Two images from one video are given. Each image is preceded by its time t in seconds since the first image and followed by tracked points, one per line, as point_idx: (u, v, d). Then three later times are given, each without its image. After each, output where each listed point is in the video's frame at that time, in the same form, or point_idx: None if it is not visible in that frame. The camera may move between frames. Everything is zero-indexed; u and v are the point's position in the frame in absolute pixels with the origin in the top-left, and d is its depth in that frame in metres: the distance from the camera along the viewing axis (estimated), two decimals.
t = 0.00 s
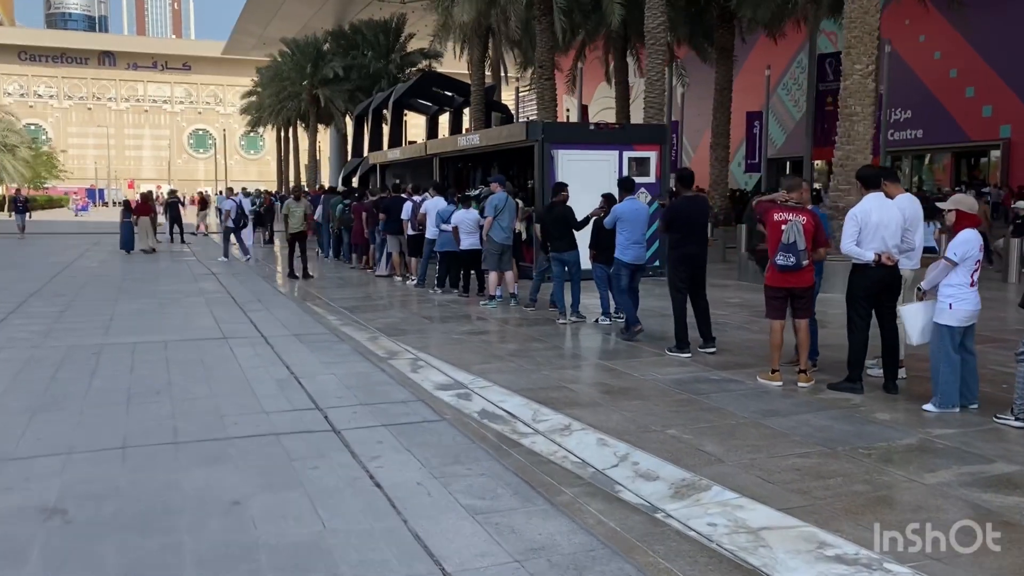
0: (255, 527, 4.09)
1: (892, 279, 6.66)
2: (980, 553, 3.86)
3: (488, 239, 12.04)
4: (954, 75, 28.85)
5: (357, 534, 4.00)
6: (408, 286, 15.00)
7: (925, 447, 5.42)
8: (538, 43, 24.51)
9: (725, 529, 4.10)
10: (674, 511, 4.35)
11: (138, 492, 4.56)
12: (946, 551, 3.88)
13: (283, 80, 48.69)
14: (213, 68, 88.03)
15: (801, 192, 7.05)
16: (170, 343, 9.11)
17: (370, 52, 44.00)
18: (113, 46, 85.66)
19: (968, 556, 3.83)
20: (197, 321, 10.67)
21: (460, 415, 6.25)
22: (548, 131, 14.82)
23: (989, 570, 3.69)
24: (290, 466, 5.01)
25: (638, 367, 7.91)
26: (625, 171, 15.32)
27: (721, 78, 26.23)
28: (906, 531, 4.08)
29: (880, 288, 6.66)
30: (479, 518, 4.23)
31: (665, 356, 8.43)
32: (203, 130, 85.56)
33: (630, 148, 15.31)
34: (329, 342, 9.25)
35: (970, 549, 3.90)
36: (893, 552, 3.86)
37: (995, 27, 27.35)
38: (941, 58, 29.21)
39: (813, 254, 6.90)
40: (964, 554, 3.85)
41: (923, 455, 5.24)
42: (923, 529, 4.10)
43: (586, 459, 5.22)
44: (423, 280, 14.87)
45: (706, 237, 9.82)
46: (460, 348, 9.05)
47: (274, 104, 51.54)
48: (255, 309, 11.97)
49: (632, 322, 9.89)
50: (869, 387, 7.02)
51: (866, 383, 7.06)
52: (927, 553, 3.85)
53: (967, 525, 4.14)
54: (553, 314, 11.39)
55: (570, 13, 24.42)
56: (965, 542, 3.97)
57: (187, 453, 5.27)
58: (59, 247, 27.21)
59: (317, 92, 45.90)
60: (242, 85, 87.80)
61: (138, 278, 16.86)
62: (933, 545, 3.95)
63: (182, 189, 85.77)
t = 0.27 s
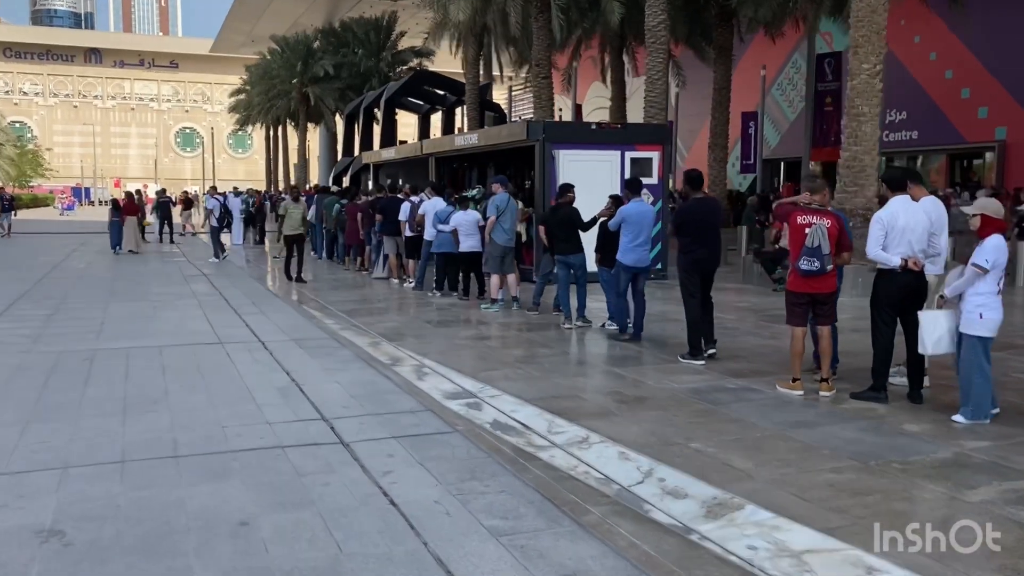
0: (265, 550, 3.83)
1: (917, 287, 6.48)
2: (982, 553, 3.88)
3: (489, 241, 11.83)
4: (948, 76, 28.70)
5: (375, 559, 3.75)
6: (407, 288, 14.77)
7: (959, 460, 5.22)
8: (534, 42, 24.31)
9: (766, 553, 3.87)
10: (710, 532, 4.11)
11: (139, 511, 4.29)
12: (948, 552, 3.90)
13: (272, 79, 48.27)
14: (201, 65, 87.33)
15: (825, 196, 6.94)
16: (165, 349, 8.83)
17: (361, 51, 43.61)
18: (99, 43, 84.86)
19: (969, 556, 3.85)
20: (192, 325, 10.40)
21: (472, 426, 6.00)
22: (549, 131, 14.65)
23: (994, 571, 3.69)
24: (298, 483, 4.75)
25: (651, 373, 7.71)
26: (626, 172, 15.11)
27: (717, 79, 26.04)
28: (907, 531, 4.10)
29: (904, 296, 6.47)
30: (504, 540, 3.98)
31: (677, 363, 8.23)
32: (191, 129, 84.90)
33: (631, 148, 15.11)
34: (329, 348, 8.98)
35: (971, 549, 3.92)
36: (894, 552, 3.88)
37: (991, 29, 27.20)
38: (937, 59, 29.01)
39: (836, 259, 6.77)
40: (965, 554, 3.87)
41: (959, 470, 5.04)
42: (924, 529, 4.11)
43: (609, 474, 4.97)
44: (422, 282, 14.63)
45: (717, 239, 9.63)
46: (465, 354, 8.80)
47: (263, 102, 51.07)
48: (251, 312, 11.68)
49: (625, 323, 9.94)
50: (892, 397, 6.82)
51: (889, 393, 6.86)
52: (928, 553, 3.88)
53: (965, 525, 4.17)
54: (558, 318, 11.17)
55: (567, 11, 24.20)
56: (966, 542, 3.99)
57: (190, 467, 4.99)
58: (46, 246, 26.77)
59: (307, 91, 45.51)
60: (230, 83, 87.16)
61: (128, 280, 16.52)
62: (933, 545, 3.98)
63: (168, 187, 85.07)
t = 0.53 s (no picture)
0: (276, 570, 3.62)
1: (938, 290, 6.30)
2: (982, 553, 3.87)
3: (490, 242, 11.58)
4: (940, 80, 28.58)
5: None
6: (405, 289, 14.52)
7: (990, 470, 5.04)
8: (530, 42, 24.06)
9: (803, 571, 3.68)
10: (742, 549, 3.91)
11: (140, 528, 4.07)
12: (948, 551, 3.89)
13: (265, 79, 48.00)
14: (193, 66, 86.83)
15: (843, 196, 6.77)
16: (161, 352, 8.57)
17: (354, 52, 43.32)
18: (90, 43, 84.31)
19: (970, 556, 3.84)
20: (188, 327, 10.14)
21: (483, 434, 5.78)
22: (549, 132, 14.40)
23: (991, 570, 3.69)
24: (306, 495, 4.53)
25: (663, 378, 7.49)
26: (627, 174, 14.89)
27: (715, 81, 25.86)
28: (906, 531, 4.10)
29: (925, 300, 6.28)
30: (527, 558, 3.78)
31: (688, 367, 8.02)
32: (183, 129, 84.41)
33: (632, 149, 14.90)
34: (330, 351, 8.75)
35: (970, 549, 3.92)
36: (895, 552, 3.87)
37: (984, 32, 27.10)
38: (929, 63, 28.89)
39: (856, 262, 6.59)
40: (965, 554, 3.86)
41: (990, 480, 4.85)
42: (923, 529, 4.11)
43: (630, 485, 4.76)
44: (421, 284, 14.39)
45: (728, 240, 9.49)
46: (469, 357, 8.58)
47: (257, 103, 50.71)
48: (247, 314, 11.44)
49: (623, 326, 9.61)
50: (912, 403, 6.63)
51: (909, 399, 6.66)
52: (927, 553, 3.87)
53: (964, 525, 4.16)
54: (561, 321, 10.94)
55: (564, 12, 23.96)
56: (965, 541, 3.99)
57: (192, 479, 4.76)
58: (36, 247, 26.42)
59: (300, 91, 45.24)
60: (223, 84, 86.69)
61: (121, 281, 16.24)
62: (933, 545, 3.97)
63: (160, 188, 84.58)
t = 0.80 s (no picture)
0: None
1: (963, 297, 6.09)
2: (980, 553, 3.92)
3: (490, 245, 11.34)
4: (934, 83, 28.40)
5: None
6: (404, 293, 14.27)
7: None
8: (528, 43, 23.93)
9: None
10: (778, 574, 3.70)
11: (137, 551, 3.82)
12: (944, 551, 3.94)
13: (259, 80, 47.73)
14: (185, 68, 86.34)
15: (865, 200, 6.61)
16: (156, 360, 8.30)
17: (348, 53, 43.05)
18: (82, 44, 83.77)
19: (969, 556, 3.88)
20: (183, 333, 9.87)
21: (494, 447, 5.55)
22: (550, 133, 14.17)
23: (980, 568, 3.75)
24: (313, 515, 4.29)
25: (676, 386, 7.28)
26: (629, 176, 14.71)
27: (714, 83, 25.68)
28: (906, 531, 4.15)
29: (950, 308, 6.08)
30: None
31: (700, 375, 7.79)
32: (174, 130, 83.89)
33: (634, 151, 14.70)
34: (331, 358, 8.50)
35: (971, 550, 3.95)
36: (895, 551, 3.91)
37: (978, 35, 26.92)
38: (923, 66, 28.71)
39: (877, 268, 6.42)
40: (963, 554, 3.91)
41: None
42: (922, 529, 4.17)
43: (653, 504, 4.53)
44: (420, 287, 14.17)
45: (735, 243, 9.45)
46: (474, 364, 8.34)
47: (249, 103, 50.32)
48: (244, 319, 11.18)
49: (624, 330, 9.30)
50: (935, 413, 6.41)
51: (932, 410, 6.45)
52: (926, 552, 3.92)
53: (965, 527, 4.20)
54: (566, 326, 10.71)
55: (563, 12, 23.78)
56: (964, 541, 4.04)
57: (191, 497, 4.52)
58: (26, 249, 26.04)
59: (294, 93, 45.10)
60: (215, 85, 86.22)
61: (113, 284, 15.94)
62: (933, 545, 4.00)
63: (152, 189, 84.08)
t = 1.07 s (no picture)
0: None
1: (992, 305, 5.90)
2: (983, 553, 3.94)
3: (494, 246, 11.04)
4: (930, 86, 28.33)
5: None
6: (404, 297, 14.02)
7: None
8: (527, 44, 23.83)
9: None
10: None
11: None
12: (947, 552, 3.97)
13: (252, 80, 47.44)
14: (176, 68, 85.83)
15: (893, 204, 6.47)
16: (155, 367, 8.03)
17: (341, 53, 42.79)
18: (73, 44, 83.20)
19: (969, 555, 3.92)
20: (180, 339, 9.60)
21: (511, 461, 5.30)
22: (554, 134, 13.97)
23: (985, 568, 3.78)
24: (327, 537, 4.04)
25: (692, 396, 7.04)
26: (633, 178, 14.52)
27: (713, 85, 25.52)
28: (907, 530, 4.19)
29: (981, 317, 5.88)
30: None
31: (716, 384, 7.55)
32: (166, 131, 83.44)
33: (639, 153, 14.52)
34: (335, 367, 8.24)
35: (971, 549, 4.00)
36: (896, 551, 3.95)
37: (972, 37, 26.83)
38: (919, 70, 28.66)
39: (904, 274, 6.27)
40: (964, 553, 3.95)
41: None
42: (924, 529, 4.20)
43: (686, 524, 4.30)
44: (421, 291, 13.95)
45: (748, 247, 9.25)
46: (482, 371, 8.09)
47: (242, 104, 49.98)
48: (242, 324, 10.91)
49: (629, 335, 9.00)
50: (965, 426, 6.20)
51: (962, 422, 6.24)
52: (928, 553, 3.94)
53: (966, 526, 4.25)
54: (571, 333, 10.47)
55: (562, 13, 23.61)
56: (965, 541, 4.08)
57: (197, 517, 4.25)
58: (16, 251, 25.66)
59: (287, 93, 44.65)
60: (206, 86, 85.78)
61: (106, 287, 15.63)
62: (933, 544, 4.05)
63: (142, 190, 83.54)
